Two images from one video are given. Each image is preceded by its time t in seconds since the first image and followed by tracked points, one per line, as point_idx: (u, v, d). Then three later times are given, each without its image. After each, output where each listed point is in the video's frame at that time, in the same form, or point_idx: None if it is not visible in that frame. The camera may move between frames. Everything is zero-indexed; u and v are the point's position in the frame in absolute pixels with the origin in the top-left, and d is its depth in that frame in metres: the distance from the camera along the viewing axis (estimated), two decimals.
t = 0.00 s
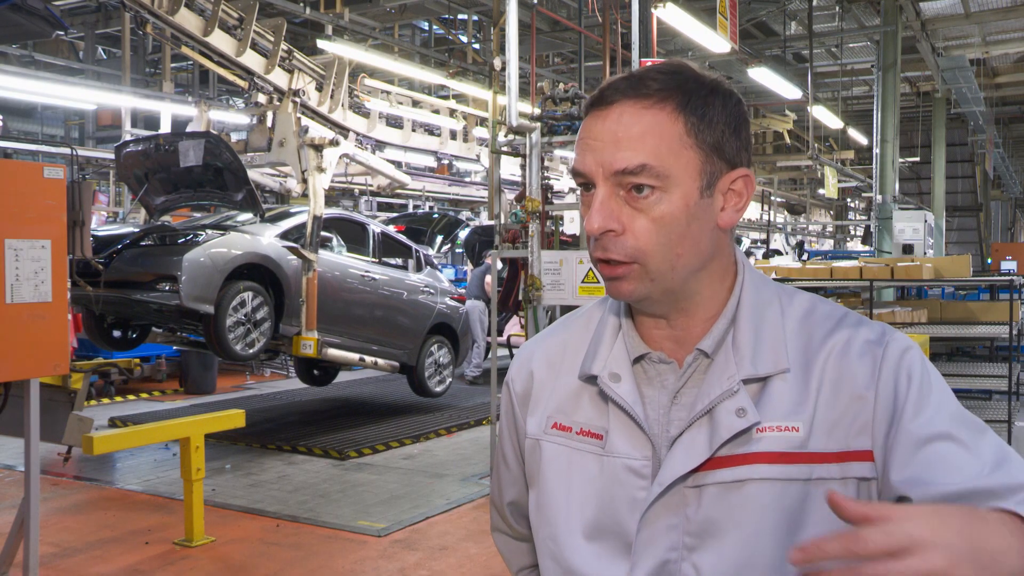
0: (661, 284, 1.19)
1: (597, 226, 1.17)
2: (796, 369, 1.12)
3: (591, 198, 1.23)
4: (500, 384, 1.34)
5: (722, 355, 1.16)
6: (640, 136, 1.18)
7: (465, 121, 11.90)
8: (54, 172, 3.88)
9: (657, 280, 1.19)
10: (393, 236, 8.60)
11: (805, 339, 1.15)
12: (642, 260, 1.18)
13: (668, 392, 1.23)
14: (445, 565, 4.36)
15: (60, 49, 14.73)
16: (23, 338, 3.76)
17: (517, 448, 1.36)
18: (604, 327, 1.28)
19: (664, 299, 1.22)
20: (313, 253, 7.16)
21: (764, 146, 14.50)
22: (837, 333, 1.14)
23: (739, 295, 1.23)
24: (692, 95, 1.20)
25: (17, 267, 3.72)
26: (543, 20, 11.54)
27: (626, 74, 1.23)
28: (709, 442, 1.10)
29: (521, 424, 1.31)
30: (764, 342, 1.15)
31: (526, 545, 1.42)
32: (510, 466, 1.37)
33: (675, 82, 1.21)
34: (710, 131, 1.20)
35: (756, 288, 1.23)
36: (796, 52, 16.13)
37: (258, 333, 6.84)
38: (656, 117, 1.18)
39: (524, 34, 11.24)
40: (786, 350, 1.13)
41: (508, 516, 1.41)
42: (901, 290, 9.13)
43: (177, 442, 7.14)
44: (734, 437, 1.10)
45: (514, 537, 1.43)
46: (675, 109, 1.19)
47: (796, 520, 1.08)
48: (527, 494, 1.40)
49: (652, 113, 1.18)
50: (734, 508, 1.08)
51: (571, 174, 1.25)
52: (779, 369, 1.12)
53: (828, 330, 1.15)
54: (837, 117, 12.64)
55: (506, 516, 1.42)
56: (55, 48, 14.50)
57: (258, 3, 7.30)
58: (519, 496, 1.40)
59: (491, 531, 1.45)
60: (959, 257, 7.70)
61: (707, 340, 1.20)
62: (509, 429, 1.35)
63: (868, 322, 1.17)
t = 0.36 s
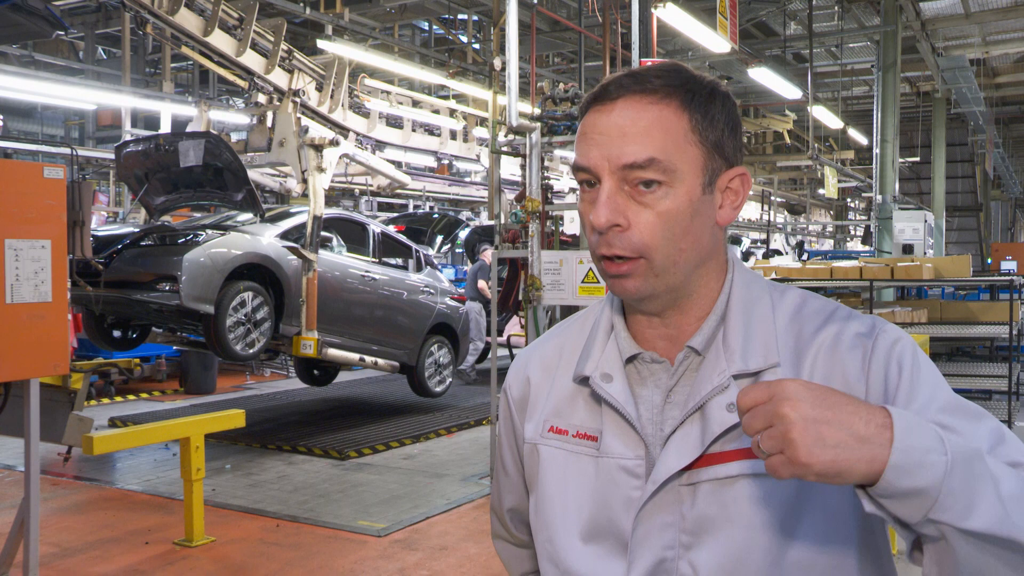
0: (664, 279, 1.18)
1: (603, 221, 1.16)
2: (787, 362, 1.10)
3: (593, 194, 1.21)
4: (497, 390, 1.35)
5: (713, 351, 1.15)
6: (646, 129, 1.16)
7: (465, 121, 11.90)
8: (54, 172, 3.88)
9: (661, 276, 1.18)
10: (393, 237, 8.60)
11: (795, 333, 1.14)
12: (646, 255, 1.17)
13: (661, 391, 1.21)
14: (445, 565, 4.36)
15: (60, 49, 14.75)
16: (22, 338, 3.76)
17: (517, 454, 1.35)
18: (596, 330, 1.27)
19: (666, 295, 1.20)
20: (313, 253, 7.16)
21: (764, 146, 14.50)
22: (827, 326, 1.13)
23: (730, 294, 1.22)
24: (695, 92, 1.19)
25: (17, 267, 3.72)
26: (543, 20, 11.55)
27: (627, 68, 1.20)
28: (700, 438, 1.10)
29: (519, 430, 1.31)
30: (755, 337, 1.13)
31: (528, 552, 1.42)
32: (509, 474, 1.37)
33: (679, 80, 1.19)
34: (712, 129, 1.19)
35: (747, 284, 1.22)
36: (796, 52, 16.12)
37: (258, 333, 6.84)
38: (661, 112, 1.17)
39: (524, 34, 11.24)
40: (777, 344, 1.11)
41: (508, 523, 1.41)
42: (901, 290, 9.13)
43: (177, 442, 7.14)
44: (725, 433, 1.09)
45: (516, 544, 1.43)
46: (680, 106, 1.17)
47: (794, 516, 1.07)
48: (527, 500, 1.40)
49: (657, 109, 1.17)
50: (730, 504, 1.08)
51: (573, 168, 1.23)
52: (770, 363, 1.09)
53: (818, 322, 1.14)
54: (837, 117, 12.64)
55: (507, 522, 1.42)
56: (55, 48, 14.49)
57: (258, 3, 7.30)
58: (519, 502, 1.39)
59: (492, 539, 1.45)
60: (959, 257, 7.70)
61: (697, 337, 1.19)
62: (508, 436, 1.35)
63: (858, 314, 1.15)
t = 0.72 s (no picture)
0: (693, 292, 1.15)
1: (650, 241, 1.11)
2: (778, 372, 1.10)
3: (619, 212, 1.16)
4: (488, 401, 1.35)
5: (704, 364, 1.14)
6: (674, 141, 1.13)
7: (465, 120, 11.90)
8: (54, 172, 3.88)
9: (694, 288, 1.15)
10: (393, 236, 8.60)
11: (787, 341, 1.13)
12: (688, 270, 1.13)
13: (653, 403, 1.22)
14: (445, 565, 4.35)
15: (61, 49, 14.76)
16: (22, 338, 3.76)
17: (511, 461, 1.36)
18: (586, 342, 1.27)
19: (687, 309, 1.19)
20: (313, 253, 7.15)
21: (763, 146, 14.51)
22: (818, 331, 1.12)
23: (718, 305, 1.21)
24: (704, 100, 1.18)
25: (17, 267, 3.72)
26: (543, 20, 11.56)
27: (627, 76, 1.17)
28: (694, 453, 1.10)
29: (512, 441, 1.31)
30: (745, 347, 1.13)
31: (525, 555, 1.43)
32: (504, 481, 1.38)
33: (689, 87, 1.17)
34: (719, 137, 1.19)
35: (736, 290, 1.21)
36: (796, 52, 16.13)
37: (258, 333, 6.84)
38: (684, 122, 1.14)
39: (524, 34, 11.25)
40: (767, 354, 1.11)
41: (504, 528, 1.41)
42: (901, 290, 9.13)
43: (177, 442, 7.14)
44: (719, 447, 1.09)
45: (511, 547, 1.43)
46: (698, 115, 1.15)
47: (791, 526, 1.07)
48: (522, 505, 1.40)
49: (681, 118, 1.14)
50: (724, 518, 1.08)
51: (589, 185, 1.17)
52: (761, 375, 1.10)
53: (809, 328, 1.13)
54: (837, 117, 12.64)
55: (502, 526, 1.42)
56: (55, 48, 14.51)
57: (258, 3, 7.30)
58: (514, 508, 1.40)
59: (488, 541, 1.45)
60: (959, 257, 7.69)
61: (689, 350, 1.18)
62: (500, 444, 1.35)
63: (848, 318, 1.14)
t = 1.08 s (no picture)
0: (647, 295, 1.20)
1: (579, 245, 1.17)
2: (779, 364, 1.14)
3: (571, 213, 1.23)
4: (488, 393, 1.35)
5: (707, 355, 1.18)
6: (621, 147, 1.18)
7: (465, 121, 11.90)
8: (54, 172, 3.88)
9: (644, 292, 1.19)
10: (393, 236, 8.59)
11: (785, 331, 1.19)
12: (627, 273, 1.18)
13: (655, 394, 1.24)
14: (445, 565, 4.35)
15: (61, 49, 14.76)
16: (22, 338, 3.76)
17: (508, 456, 1.36)
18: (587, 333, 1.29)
19: (650, 309, 1.22)
20: (313, 253, 7.15)
21: (763, 146, 14.52)
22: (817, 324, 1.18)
23: (722, 294, 1.25)
24: (670, 105, 1.21)
25: (17, 267, 3.72)
26: (543, 21, 11.56)
27: (603, 83, 1.24)
28: (696, 443, 1.13)
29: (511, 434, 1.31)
30: (747, 340, 1.17)
31: (518, 551, 1.43)
32: (500, 476, 1.38)
33: (653, 93, 1.21)
34: (689, 141, 1.21)
35: (738, 286, 1.24)
36: (796, 53, 16.14)
37: (258, 333, 6.84)
38: (634, 129, 1.19)
39: (524, 35, 11.25)
40: (769, 346, 1.15)
41: (498, 524, 1.42)
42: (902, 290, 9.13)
43: (177, 442, 7.14)
44: (720, 436, 1.12)
45: (504, 544, 1.43)
46: (654, 120, 1.20)
47: (788, 514, 1.10)
48: (516, 500, 1.40)
49: (630, 126, 1.19)
50: (724, 505, 1.10)
51: (550, 186, 1.25)
52: (762, 366, 1.14)
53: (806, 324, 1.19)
54: (837, 117, 12.64)
55: (496, 523, 1.42)
56: (55, 48, 14.52)
57: (258, 3, 7.30)
58: (509, 503, 1.40)
59: (480, 538, 1.45)
60: (959, 257, 7.69)
61: (692, 341, 1.22)
62: (498, 438, 1.36)
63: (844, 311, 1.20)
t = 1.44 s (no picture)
0: (633, 293, 1.20)
1: (571, 238, 1.18)
2: (776, 371, 1.14)
3: (565, 207, 1.24)
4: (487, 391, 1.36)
5: (703, 359, 1.18)
6: (617, 145, 1.18)
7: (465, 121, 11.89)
8: (54, 172, 3.88)
9: (629, 289, 1.20)
10: (393, 236, 8.59)
11: (785, 337, 1.17)
12: (615, 270, 1.19)
13: (649, 396, 1.24)
14: (445, 565, 4.35)
15: (60, 48, 14.76)
16: (22, 338, 3.76)
17: (507, 455, 1.37)
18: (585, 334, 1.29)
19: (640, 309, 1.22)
20: (313, 253, 7.15)
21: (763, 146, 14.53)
22: (819, 329, 1.17)
23: (719, 297, 1.25)
24: (668, 104, 1.20)
25: (17, 267, 3.72)
26: (543, 20, 11.58)
27: (603, 81, 1.23)
28: (690, 446, 1.13)
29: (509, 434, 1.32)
30: (743, 345, 1.17)
31: (517, 551, 1.43)
32: (499, 474, 1.39)
33: (651, 91, 1.21)
34: (686, 141, 1.20)
35: (736, 289, 1.24)
36: (796, 53, 16.15)
37: (258, 333, 6.84)
38: (630, 126, 1.18)
39: (524, 35, 11.26)
40: (766, 352, 1.15)
41: (498, 522, 1.42)
42: (902, 290, 9.14)
43: (177, 442, 7.14)
44: (715, 442, 1.12)
45: (504, 542, 1.44)
46: (652, 118, 1.19)
47: (781, 522, 1.10)
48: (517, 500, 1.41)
49: (627, 124, 1.19)
50: (719, 513, 1.10)
51: (546, 179, 1.26)
52: (759, 372, 1.13)
53: (809, 329, 1.17)
54: (837, 117, 12.65)
55: (497, 522, 1.43)
56: (55, 48, 14.52)
57: (258, 3, 7.30)
58: (509, 502, 1.41)
59: (483, 537, 1.46)
60: (959, 257, 7.70)
61: (686, 345, 1.22)
62: (498, 436, 1.36)
63: (847, 320, 1.19)
